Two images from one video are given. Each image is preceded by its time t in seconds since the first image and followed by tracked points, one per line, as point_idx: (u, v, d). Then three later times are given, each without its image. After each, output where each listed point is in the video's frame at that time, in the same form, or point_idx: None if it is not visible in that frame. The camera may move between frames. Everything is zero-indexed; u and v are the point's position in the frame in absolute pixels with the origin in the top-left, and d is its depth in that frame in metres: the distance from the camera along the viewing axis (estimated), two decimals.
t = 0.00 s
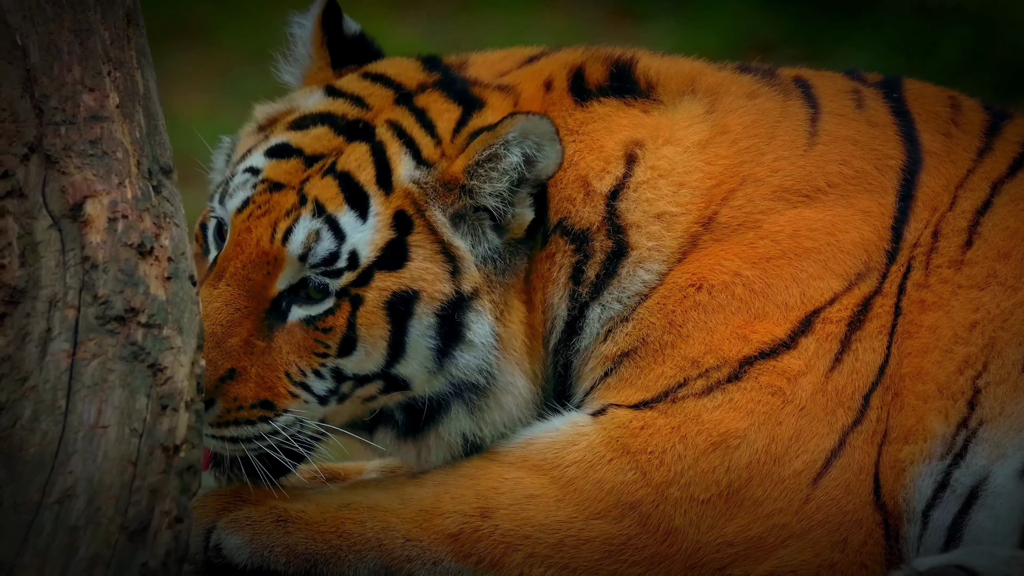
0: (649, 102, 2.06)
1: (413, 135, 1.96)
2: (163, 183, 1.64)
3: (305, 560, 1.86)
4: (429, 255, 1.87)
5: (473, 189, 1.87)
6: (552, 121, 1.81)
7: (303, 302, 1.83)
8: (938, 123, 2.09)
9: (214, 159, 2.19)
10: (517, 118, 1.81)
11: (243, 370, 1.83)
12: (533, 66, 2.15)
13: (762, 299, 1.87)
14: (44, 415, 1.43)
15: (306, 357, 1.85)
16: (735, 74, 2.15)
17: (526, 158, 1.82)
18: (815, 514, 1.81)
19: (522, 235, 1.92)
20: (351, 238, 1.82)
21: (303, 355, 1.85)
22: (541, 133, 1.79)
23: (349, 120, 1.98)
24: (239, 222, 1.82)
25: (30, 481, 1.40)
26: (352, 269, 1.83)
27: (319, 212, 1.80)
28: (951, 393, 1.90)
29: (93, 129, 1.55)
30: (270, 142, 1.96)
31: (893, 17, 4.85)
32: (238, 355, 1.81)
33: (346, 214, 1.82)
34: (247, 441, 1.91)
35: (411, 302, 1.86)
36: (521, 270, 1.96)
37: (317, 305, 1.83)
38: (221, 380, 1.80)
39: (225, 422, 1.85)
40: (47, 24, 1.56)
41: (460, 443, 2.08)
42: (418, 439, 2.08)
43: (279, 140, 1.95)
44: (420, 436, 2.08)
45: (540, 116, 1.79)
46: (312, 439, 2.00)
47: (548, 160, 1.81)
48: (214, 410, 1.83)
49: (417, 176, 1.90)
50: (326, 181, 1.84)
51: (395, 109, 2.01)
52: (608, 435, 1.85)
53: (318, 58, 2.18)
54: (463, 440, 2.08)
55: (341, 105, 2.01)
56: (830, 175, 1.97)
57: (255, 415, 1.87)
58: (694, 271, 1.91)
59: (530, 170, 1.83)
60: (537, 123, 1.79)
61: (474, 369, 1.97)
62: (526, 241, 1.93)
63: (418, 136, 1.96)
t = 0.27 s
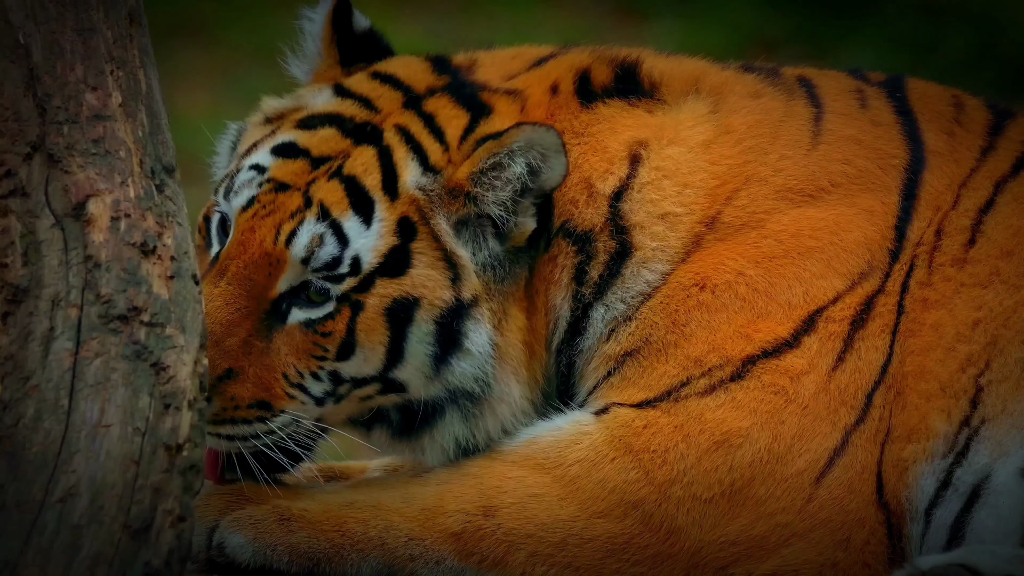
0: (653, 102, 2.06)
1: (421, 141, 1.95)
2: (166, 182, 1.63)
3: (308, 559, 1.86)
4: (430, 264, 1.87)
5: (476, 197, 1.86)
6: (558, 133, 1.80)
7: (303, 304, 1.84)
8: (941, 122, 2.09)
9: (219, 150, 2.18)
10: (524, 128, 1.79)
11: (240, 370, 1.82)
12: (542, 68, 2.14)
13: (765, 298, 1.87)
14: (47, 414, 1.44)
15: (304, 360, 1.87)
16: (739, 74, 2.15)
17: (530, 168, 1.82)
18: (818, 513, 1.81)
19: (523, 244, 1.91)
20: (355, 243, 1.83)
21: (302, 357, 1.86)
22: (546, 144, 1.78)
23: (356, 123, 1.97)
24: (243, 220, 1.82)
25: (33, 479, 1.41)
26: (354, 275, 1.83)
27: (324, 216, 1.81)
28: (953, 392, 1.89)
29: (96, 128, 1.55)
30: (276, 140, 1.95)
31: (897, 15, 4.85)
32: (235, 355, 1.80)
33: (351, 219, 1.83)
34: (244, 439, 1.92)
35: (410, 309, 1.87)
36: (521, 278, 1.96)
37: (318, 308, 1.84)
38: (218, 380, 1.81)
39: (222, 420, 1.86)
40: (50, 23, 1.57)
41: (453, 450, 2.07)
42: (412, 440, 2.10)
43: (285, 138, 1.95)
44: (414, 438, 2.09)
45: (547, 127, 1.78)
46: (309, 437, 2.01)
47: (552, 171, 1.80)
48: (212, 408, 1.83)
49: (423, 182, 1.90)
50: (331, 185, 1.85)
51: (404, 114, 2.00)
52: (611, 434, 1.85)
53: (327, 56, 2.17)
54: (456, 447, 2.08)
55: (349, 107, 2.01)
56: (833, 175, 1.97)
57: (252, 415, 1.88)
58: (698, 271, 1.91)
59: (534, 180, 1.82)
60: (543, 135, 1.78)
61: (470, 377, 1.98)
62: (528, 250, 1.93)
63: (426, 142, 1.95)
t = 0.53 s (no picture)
0: (654, 102, 2.06)
1: (426, 144, 1.95)
2: (168, 181, 1.63)
3: (310, 558, 1.86)
4: (433, 267, 1.87)
5: (479, 201, 1.85)
6: (561, 138, 1.79)
7: (305, 306, 1.84)
8: (942, 122, 2.09)
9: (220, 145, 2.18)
10: (527, 133, 1.78)
11: (242, 371, 1.83)
12: (546, 70, 2.13)
13: (767, 297, 1.87)
14: (49, 413, 1.44)
15: (305, 361, 1.87)
16: (741, 74, 2.15)
17: (532, 173, 1.81)
18: (820, 512, 1.81)
19: (524, 249, 1.92)
20: (357, 246, 1.82)
21: (303, 359, 1.87)
22: (549, 150, 1.77)
23: (361, 126, 1.96)
24: (246, 220, 1.81)
25: (35, 479, 1.41)
26: (356, 278, 1.83)
27: (327, 218, 1.80)
28: (955, 391, 1.89)
29: (97, 128, 1.55)
30: (281, 140, 1.94)
31: (899, 13, 4.85)
32: (237, 355, 1.81)
33: (355, 222, 1.82)
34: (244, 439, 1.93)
35: (411, 313, 1.87)
36: (523, 283, 1.96)
37: (320, 310, 1.84)
38: (219, 379, 1.82)
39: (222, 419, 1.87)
40: (51, 23, 1.56)
41: (451, 451, 2.08)
42: (411, 440, 2.11)
43: (288, 138, 1.94)
44: (413, 438, 2.10)
45: (550, 133, 1.77)
46: (310, 440, 2.01)
47: (555, 176, 1.80)
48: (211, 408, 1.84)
49: (427, 186, 1.89)
50: (335, 186, 1.84)
51: (409, 117, 1.99)
52: (613, 433, 1.85)
53: (332, 55, 2.17)
54: (454, 449, 2.09)
55: (354, 109, 2.00)
56: (835, 175, 1.97)
57: (252, 416, 1.89)
58: (699, 271, 1.91)
59: (537, 185, 1.82)
60: (546, 141, 1.77)
61: (470, 381, 1.98)
62: (529, 254, 1.94)
63: (432, 146, 1.95)
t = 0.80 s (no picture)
0: (655, 102, 2.06)
1: (431, 142, 1.95)
2: (170, 181, 1.64)
3: (312, 557, 1.86)
4: (440, 265, 1.88)
5: (484, 198, 1.86)
6: (566, 137, 1.80)
7: (312, 305, 1.84)
8: (943, 121, 2.09)
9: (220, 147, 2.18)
10: (532, 130, 1.79)
11: (250, 371, 1.83)
12: (547, 71, 2.13)
13: (768, 297, 1.87)
14: (51, 412, 1.44)
15: (312, 360, 1.88)
16: (741, 74, 2.15)
17: (537, 171, 1.81)
18: (822, 511, 1.82)
19: (528, 247, 1.92)
20: (364, 244, 1.83)
21: (309, 358, 1.87)
22: (554, 148, 1.78)
23: (365, 124, 1.96)
24: (253, 219, 1.82)
25: (37, 478, 1.40)
26: (363, 276, 1.84)
27: (333, 217, 1.81)
28: (956, 389, 1.90)
29: (100, 127, 1.56)
30: (285, 139, 1.95)
31: (901, 12, 4.85)
32: (244, 355, 1.81)
33: (361, 220, 1.83)
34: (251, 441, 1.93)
35: (418, 310, 1.88)
36: (527, 282, 1.96)
37: (327, 309, 1.85)
38: (226, 379, 1.82)
39: (229, 420, 1.87)
40: (54, 22, 1.56)
41: (455, 452, 2.07)
42: (417, 441, 2.11)
43: (293, 138, 1.95)
44: (419, 438, 2.10)
45: (555, 131, 1.78)
46: (315, 442, 2.01)
47: (559, 175, 1.80)
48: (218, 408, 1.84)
49: (434, 184, 1.90)
50: (341, 185, 1.84)
51: (413, 116, 1.99)
52: (615, 432, 1.85)
53: (336, 56, 2.17)
54: (459, 450, 2.08)
55: (358, 107, 2.00)
56: (835, 175, 1.97)
57: (258, 416, 1.88)
58: (700, 271, 1.91)
59: (542, 183, 1.82)
60: (551, 139, 1.78)
61: (476, 380, 1.98)
62: (534, 253, 1.94)
63: (438, 144, 1.95)
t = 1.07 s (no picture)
0: (657, 100, 2.06)
1: (441, 138, 1.96)
2: (173, 181, 1.65)
3: (315, 557, 1.86)
4: (456, 258, 1.88)
5: (496, 189, 1.86)
6: (574, 127, 1.82)
7: (329, 303, 1.82)
8: (943, 121, 2.10)
9: (220, 157, 2.17)
10: (541, 119, 1.80)
11: (268, 371, 1.80)
12: (548, 67, 2.14)
13: (770, 297, 1.87)
14: (53, 412, 1.44)
15: (330, 359, 1.85)
16: (742, 74, 2.16)
17: (547, 161, 1.83)
18: (824, 510, 1.82)
19: (538, 241, 1.93)
20: (380, 239, 1.82)
21: (327, 357, 1.85)
22: (564, 138, 1.80)
23: (374, 122, 1.96)
24: (266, 219, 1.79)
25: (40, 478, 1.40)
26: (380, 271, 1.82)
27: (348, 213, 1.79)
28: (957, 388, 1.90)
29: (102, 127, 1.56)
30: (293, 141, 1.94)
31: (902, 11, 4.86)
32: (262, 355, 1.78)
33: (376, 215, 1.82)
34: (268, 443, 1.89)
35: (435, 305, 1.87)
36: (539, 275, 1.97)
37: (344, 306, 1.83)
38: (244, 379, 1.78)
39: (246, 422, 1.82)
40: (57, 22, 1.58)
41: (472, 448, 2.05)
42: (431, 442, 2.07)
43: (302, 138, 1.94)
44: (434, 439, 2.07)
45: (564, 121, 1.80)
46: (328, 445, 1.98)
47: (569, 165, 1.82)
48: (235, 410, 1.79)
49: (446, 177, 1.91)
50: (353, 182, 1.84)
51: (420, 113, 2.00)
52: (617, 432, 1.85)
53: (340, 59, 2.15)
54: (476, 446, 2.06)
55: (366, 106, 2.00)
56: (836, 174, 1.97)
57: (276, 417, 1.85)
58: (702, 271, 1.91)
59: (552, 173, 1.84)
60: (560, 128, 1.80)
61: (494, 373, 1.97)
62: (544, 247, 1.95)
63: (447, 139, 1.96)
